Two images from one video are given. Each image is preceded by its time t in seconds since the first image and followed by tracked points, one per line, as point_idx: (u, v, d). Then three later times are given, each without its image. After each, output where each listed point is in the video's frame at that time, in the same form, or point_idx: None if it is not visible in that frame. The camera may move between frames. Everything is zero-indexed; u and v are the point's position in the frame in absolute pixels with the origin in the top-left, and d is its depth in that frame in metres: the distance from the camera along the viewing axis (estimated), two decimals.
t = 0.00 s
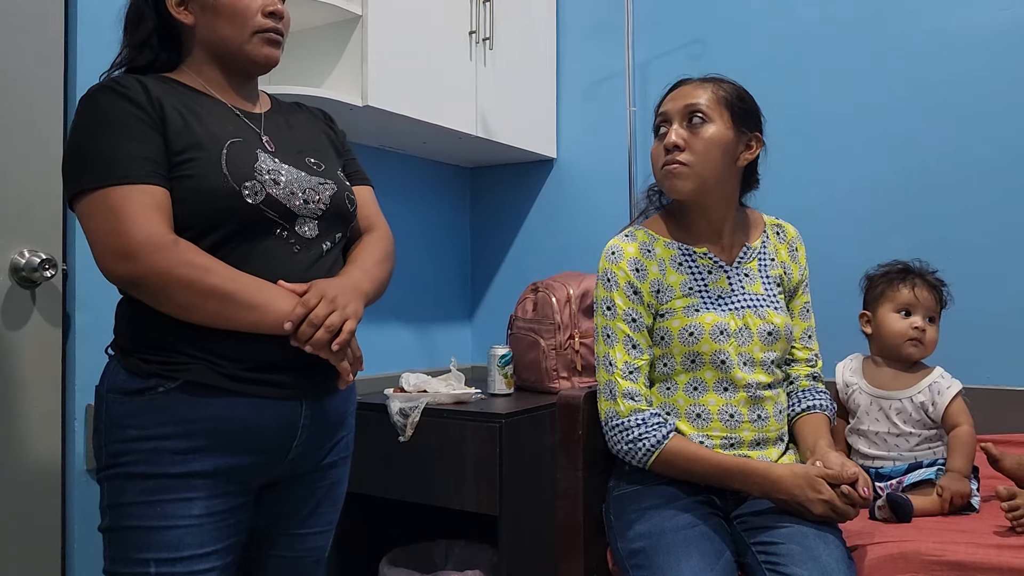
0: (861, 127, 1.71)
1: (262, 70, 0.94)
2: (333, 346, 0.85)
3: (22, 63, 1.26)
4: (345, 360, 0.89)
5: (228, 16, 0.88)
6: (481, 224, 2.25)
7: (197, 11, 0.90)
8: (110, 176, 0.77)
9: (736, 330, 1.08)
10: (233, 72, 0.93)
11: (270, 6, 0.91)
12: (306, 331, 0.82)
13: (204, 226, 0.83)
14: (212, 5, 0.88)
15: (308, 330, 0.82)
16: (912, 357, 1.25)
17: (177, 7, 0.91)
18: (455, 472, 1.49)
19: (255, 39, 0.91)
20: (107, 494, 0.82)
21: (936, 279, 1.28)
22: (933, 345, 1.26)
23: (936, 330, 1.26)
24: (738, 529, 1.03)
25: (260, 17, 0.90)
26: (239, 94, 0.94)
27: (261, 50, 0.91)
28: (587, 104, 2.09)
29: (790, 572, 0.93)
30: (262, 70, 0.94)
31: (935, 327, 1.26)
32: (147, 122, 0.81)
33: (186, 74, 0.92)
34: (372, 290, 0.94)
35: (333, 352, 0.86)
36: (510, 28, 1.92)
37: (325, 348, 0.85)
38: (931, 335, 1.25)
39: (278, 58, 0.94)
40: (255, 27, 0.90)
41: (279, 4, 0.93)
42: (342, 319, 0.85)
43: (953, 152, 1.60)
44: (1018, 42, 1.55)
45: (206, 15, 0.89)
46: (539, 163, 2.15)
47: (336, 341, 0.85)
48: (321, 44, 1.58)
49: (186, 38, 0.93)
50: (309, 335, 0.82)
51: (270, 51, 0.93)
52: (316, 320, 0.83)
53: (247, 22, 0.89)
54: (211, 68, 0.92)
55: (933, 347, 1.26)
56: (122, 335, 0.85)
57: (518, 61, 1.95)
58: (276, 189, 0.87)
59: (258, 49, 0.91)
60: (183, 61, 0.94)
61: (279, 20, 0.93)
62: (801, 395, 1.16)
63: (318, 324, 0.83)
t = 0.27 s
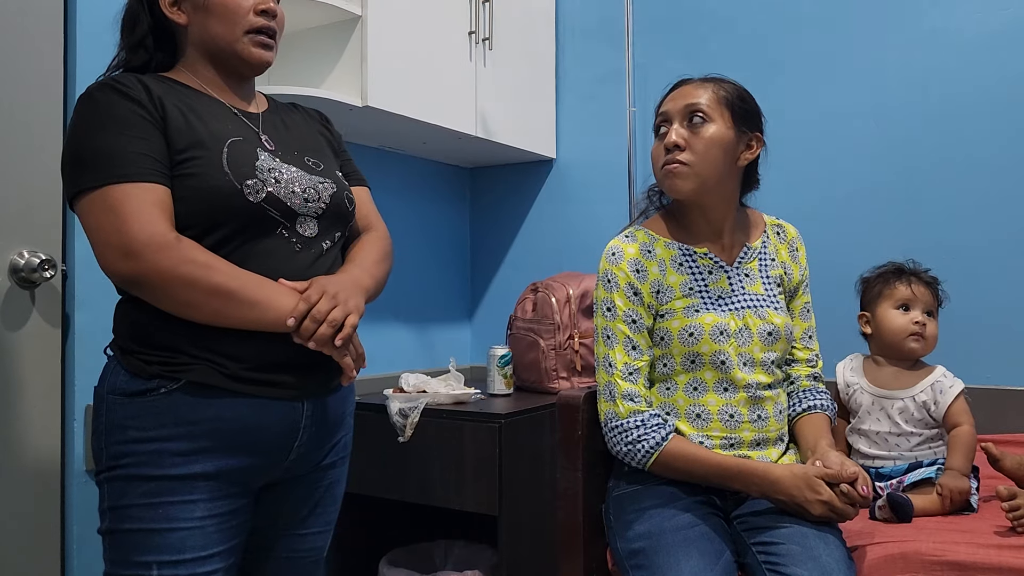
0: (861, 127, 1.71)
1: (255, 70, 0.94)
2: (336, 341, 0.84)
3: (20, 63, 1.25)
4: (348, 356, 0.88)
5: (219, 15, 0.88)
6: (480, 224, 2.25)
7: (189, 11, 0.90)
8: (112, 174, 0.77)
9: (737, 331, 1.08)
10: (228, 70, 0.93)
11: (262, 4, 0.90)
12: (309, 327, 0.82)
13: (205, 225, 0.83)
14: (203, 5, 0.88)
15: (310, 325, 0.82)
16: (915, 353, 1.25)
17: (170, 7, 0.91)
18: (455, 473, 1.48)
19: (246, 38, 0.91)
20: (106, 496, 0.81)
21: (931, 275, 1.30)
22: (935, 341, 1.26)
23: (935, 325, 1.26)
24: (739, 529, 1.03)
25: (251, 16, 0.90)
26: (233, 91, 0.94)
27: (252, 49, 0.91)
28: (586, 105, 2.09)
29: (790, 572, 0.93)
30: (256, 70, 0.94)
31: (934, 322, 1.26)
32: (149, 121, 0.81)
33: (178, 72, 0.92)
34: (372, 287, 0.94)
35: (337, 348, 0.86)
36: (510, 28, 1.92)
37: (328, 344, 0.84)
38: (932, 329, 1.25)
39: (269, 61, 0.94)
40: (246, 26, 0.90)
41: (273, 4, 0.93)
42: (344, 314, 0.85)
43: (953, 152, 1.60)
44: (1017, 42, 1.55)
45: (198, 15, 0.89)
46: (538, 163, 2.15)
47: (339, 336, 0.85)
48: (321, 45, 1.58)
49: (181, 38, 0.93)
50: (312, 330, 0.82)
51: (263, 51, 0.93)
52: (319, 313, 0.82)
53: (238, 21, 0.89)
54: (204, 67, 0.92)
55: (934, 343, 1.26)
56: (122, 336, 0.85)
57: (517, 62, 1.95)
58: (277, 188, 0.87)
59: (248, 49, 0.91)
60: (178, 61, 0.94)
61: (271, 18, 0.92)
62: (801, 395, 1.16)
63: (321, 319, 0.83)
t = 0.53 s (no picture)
0: (861, 128, 1.71)
1: (257, 70, 0.94)
2: (332, 339, 0.84)
3: (22, 63, 1.26)
4: (345, 356, 0.88)
5: (222, 16, 0.88)
6: (481, 225, 2.25)
7: (193, 12, 0.90)
8: (110, 173, 0.77)
9: (737, 331, 1.08)
10: (231, 72, 0.93)
11: (264, 3, 0.90)
12: (304, 325, 0.82)
13: (204, 224, 0.83)
14: (207, 6, 0.88)
15: (306, 324, 0.82)
16: (918, 351, 1.25)
17: (174, 9, 0.91)
18: (454, 473, 1.49)
19: (250, 38, 0.91)
20: (106, 497, 0.82)
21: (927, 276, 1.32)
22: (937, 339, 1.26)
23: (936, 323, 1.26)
24: (738, 529, 1.03)
25: (255, 15, 0.90)
26: (236, 91, 0.94)
27: (256, 49, 0.91)
28: (586, 105, 2.09)
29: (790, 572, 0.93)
30: (258, 69, 0.94)
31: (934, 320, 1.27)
32: (148, 120, 0.81)
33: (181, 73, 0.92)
34: (372, 287, 0.94)
35: (332, 347, 0.85)
36: (510, 29, 1.92)
37: (324, 343, 0.84)
38: (933, 327, 1.25)
39: (273, 58, 0.94)
40: (250, 26, 0.90)
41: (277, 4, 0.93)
42: (341, 313, 0.85)
43: (953, 153, 1.60)
44: (1017, 43, 1.55)
45: (202, 16, 0.89)
46: (539, 164, 2.15)
47: (335, 335, 0.84)
48: (321, 45, 1.58)
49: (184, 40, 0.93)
50: (308, 329, 0.82)
51: (266, 50, 0.92)
52: (314, 313, 0.82)
53: (240, 21, 0.89)
54: (206, 67, 0.92)
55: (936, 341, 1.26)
56: (122, 336, 0.85)
57: (518, 62, 1.96)
58: (275, 187, 0.87)
59: (251, 49, 0.91)
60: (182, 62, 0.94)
61: (275, 17, 0.92)
62: (802, 396, 1.16)
63: (317, 317, 0.82)
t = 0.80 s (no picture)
0: (863, 127, 1.71)
1: (267, 68, 0.94)
2: (330, 343, 0.84)
3: (25, 64, 1.26)
4: (344, 358, 0.87)
5: (233, 11, 0.89)
6: (483, 225, 2.25)
7: (203, 8, 0.90)
8: (108, 174, 0.77)
9: (738, 331, 1.08)
10: (242, 70, 0.93)
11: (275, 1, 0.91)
12: (302, 328, 0.81)
13: (203, 224, 0.84)
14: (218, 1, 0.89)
15: (304, 327, 0.81)
16: (920, 350, 1.24)
17: (183, 4, 0.91)
18: (456, 473, 1.49)
19: (262, 34, 0.91)
20: (110, 496, 0.82)
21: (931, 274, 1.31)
22: (941, 337, 1.25)
23: (939, 322, 1.25)
24: (740, 529, 1.03)
25: (267, 12, 0.90)
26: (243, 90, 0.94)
27: (267, 46, 0.92)
28: (588, 105, 2.09)
29: (791, 572, 0.93)
30: (267, 67, 0.94)
31: (937, 319, 1.26)
32: (147, 121, 0.81)
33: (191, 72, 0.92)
34: (374, 288, 0.94)
35: (331, 350, 0.85)
36: (511, 28, 1.92)
37: (323, 345, 0.84)
38: (936, 325, 1.25)
39: (282, 56, 0.94)
40: (262, 22, 0.90)
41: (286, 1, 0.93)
42: (340, 316, 0.85)
43: (955, 152, 1.60)
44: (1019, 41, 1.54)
45: (213, 12, 0.90)
46: (541, 164, 2.15)
47: (334, 338, 0.84)
48: (322, 46, 1.58)
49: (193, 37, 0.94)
50: (306, 332, 0.82)
51: (276, 46, 0.93)
52: (313, 316, 0.82)
53: (252, 16, 0.89)
54: (215, 63, 0.92)
55: (941, 339, 1.25)
56: (123, 335, 0.85)
57: (519, 62, 1.95)
58: (276, 187, 0.87)
59: (263, 45, 0.91)
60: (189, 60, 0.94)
61: (285, 16, 0.93)
62: (803, 396, 1.16)
63: (315, 321, 0.82)
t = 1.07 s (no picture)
0: (867, 127, 1.70)
1: (275, 69, 0.94)
2: (344, 340, 0.84)
3: (29, 63, 1.26)
4: (356, 356, 0.88)
5: (239, 21, 0.89)
6: (486, 224, 2.25)
7: (208, 23, 0.90)
8: (123, 170, 0.77)
9: (742, 331, 1.08)
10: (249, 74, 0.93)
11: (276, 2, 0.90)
12: (317, 326, 0.82)
13: (216, 223, 0.84)
14: (222, 14, 0.88)
15: (319, 324, 0.82)
16: (916, 348, 1.25)
17: (188, 20, 0.91)
18: (460, 472, 1.49)
19: (269, 38, 0.91)
20: (120, 496, 0.82)
21: (938, 275, 1.30)
22: (940, 336, 1.25)
23: (940, 321, 1.25)
24: (744, 529, 1.03)
25: (268, 16, 0.90)
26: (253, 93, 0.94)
27: (276, 48, 0.92)
28: (591, 104, 2.08)
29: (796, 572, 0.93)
30: (275, 68, 0.94)
31: (938, 318, 1.25)
32: (161, 117, 0.81)
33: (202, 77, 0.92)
34: (384, 288, 0.94)
35: (344, 348, 0.85)
36: (514, 27, 1.92)
37: (336, 343, 0.84)
38: (934, 324, 1.24)
39: (292, 53, 0.94)
40: (269, 27, 0.90)
41: None
42: (354, 314, 0.85)
43: (959, 152, 1.60)
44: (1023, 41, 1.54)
45: (218, 25, 0.89)
46: (544, 163, 2.15)
47: (347, 336, 0.85)
48: (325, 44, 1.58)
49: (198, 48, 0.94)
50: (321, 329, 0.82)
51: (286, 48, 0.93)
52: (327, 314, 0.82)
53: (258, 24, 0.89)
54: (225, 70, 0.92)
55: (940, 339, 1.25)
56: (132, 334, 0.85)
57: (522, 61, 1.95)
58: (290, 187, 0.87)
59: (272, 48, 0.91)
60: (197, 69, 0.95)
61: (287, 14, 0.92)
62: (807, 396, 1.15)
63: (329, 318, 0.82)
